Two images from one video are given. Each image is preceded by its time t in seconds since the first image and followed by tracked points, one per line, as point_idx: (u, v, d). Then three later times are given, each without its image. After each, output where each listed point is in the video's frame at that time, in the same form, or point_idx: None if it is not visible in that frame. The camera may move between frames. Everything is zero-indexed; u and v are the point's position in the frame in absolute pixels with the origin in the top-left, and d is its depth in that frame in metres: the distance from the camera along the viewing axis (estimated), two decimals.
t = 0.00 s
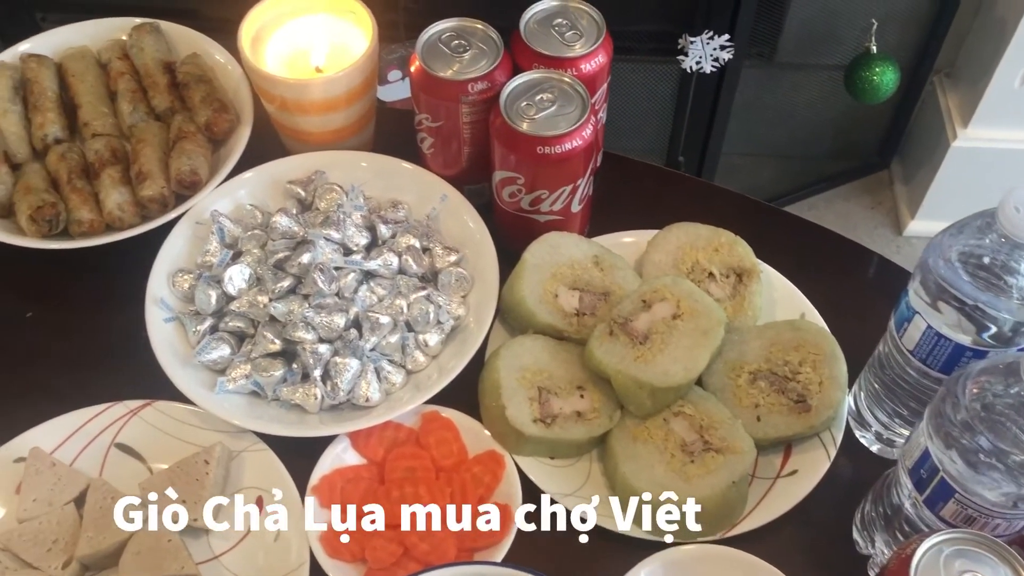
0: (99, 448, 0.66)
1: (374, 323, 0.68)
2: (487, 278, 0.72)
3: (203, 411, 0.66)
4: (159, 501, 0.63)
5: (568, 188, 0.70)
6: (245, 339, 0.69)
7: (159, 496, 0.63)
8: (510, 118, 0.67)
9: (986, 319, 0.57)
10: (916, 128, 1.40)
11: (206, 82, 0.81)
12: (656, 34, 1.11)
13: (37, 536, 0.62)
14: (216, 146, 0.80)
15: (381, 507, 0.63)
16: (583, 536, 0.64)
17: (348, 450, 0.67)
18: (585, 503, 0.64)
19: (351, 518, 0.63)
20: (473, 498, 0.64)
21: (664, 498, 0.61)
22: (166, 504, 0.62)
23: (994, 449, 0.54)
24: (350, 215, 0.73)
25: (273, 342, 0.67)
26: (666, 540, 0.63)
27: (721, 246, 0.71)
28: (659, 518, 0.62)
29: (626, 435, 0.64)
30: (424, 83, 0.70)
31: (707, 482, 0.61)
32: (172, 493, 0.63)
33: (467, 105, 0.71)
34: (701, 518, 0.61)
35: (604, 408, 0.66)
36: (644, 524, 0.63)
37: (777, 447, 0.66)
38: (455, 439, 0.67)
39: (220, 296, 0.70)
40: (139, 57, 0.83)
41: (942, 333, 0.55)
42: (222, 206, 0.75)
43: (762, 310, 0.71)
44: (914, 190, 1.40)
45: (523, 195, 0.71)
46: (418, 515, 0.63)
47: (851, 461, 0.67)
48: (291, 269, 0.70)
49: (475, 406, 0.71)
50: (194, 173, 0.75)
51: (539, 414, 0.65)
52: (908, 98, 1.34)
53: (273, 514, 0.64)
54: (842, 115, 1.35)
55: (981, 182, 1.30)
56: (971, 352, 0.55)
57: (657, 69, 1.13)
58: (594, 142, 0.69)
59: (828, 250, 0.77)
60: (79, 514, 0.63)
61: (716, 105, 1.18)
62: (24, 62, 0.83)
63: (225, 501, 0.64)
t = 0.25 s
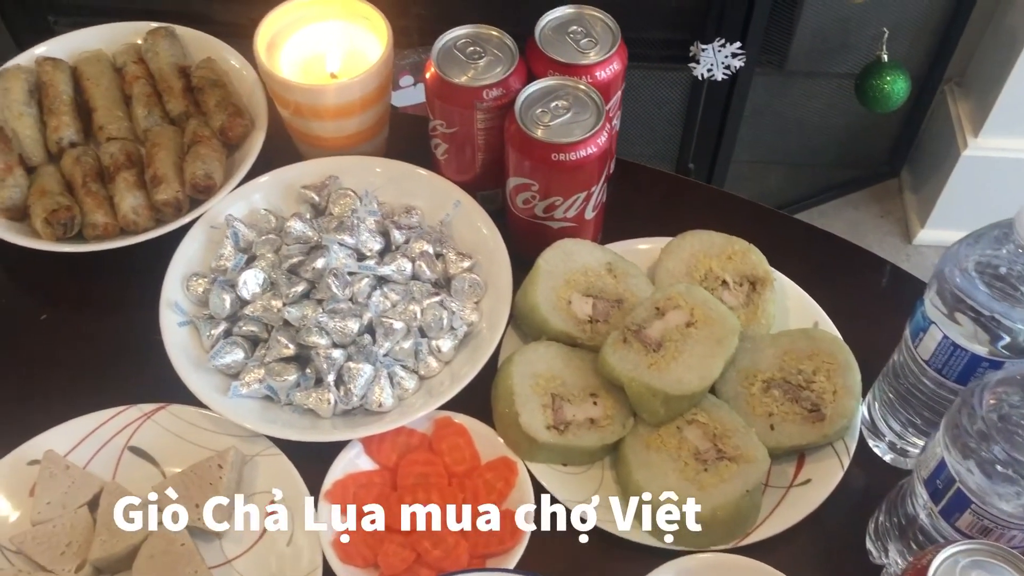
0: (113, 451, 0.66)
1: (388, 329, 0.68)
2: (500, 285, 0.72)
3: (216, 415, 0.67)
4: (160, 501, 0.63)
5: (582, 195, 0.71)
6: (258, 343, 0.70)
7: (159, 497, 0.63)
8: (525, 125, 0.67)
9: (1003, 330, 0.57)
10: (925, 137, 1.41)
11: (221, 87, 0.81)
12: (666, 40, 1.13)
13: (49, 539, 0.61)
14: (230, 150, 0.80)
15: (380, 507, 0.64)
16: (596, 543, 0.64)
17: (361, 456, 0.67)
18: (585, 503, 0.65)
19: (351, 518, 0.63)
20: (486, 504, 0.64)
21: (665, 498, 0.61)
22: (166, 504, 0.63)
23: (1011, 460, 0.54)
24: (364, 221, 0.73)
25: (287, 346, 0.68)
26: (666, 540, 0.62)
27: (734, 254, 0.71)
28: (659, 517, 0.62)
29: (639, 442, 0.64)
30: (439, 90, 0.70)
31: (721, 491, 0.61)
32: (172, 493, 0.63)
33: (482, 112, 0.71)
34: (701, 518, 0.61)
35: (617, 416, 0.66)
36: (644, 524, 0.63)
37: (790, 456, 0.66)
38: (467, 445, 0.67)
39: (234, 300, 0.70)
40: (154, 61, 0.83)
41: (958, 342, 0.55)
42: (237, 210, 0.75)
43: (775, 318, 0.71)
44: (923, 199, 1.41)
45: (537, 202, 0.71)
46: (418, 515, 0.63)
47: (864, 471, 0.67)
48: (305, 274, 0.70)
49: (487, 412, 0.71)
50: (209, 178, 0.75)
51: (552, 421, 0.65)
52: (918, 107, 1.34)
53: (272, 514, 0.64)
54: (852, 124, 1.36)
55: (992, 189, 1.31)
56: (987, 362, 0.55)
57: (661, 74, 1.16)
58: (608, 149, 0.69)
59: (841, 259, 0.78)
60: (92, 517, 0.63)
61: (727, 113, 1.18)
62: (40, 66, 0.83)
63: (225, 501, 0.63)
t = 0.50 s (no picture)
0: (125, 457, 0.66)
1: (401, 338, 0.68)
2: (514, 295, 0.71)
3: (230, 422, 0.67)
4: (159, 503, 0.64)
5: (597, 206, 0.71)
6: (272, 351, 0.70)
7: (159, 497, 0.64)
8: (541, 135, 0.67)
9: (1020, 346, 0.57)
10: (936, 149, 1.41)
11: (237, 94, 0.81)
12: (680, 50, 1.14)
13: (62, 546, 0.61)
14: (245, 157, 0.80)
15: (380, 507, 0.64)
16: (609, 555, 0.65)
17: (374, 465, 0.67)
18: (585, 504, 0.65)
19: (351, 519, 0.63)
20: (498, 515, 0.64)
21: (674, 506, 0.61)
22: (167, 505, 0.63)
23: None
24: (378, 229, 0.73)
25: (301, 354, 0.68)
26: (667, 541, 0.62)
27: (749, 266, 0.71)
28: (659, 518, 0.62)
29: (653, 454, 0.64)
30: (455, 100, 0.70)
31: (734, 504, 0.61)
32: (171, 493, 0.65)
33: (497, 122, 0.71)
34: (709, 525, 0.61)
35: (630, 428, 0.65)
36: (645, 524, 0.64)
37: (803, 470, 0.66)
38: (480, 455, 0.67)
39: (248, 308, 0.70)
40: (170, 68, 0.84)
41: (975, 358, 0.55)
42: (251, 217, 0.75)
43: (790, 331, 0.71)
44: (934, 211, 1.41)
45: (552, 212, 0.71)
46: (415, 514, 0.64)
47: (878, 485, 0.67)
48: (319, 282, 0.70)
49: (500, 422, 0.71)
50: (223, 185, 0.75)
51: (565, 432, 0.65)
52: (929, 119, 1.34)
53: (273, 514, 0.64)
54: (863, 136, 1.36)
55: (1005, 202, 1.31)
56: (1004, 379, 0.55)
57: (672, 85, 1.16)
58: (623, 161, 0.69)
59: (855, 272, 0.78)
60: (104, 523, 0.63)
61: (739, 124, 1.19)
62: (56, 71, 0.83)
63: (225, 501, 0.63)
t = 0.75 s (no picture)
0: (134, 461, 0.66)
1: (411, 343, 0.68)
2: (524, 301, 0.71)
3: (238, 426, 0.67)
4: (159, 503, 0.64)
5: (607, 213, 0.70)
6: (281, 355, 0.70)
7: (159, 497, 0.65)
8: (552, 142, 0.67)
9: None
10: (944, 157, 1.41)
11: (248, 99, 0.81)
12: (689, 57, 1.14)
13: (70, 550, 0.61)
14: (255, 161, 0.80)
15: (381, 508, 0.64)
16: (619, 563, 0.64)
17: (382, 470, 0.66)
18: (585, 503, 0.65)
19: (351, 519, 0.63)
20: (508, 522, 0.64)
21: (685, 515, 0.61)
22: (166, 505, 0.64)
23: None
24: (388, 234, 0.73)
25: (310, 359, 0.68)
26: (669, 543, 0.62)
27: (759, 274, 0.71)
28: (659, 518, 0.62)
29: (663, 462, 0.64)
30: (466, 105, 0.70)
31: (745, 513, 0.61)
32: (171, 493, 0.65)
33: (508, 128, 0.71)
34: (719, 534, 0.60)
35: (640, 435, 0.65)
36: (645, 524, 0.64)
37: (813, 479, 0.66)
38: (489, 461, 0.67)
39: (258, 312, 0.70)
40: (181, 72, 0.84)
41: (988, 368, 0.55)
42: (262, 221, 0.75)
43: (800, 339, 0.71)
44: (941, 219, 1.41)
45: (562, 219, 0.71)
46: (415, 514, 0.64)
47: (889, 496, 0.67)
48: (329, 287, 0.70)
49: (508, 429, 0.70)
50: (233, 189, 0.75)
51: (575, 439, 0.65)
52: (937, 128, 1.35)
53: (272, 514, 0.64)
54: (870, 143, 1.36)
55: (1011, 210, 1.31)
56: (1017, 390, 0.55)
57: (680, 90, 1.17)
58: (635, 168, 0.69)
59: (865, 281, 0.78)
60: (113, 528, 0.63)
61: (747, 131, 1.19)
62: (66, 74, 0.83)
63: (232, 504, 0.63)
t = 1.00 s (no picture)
0: (147, 463, 0.66)
1: (424, 347, 0.68)
2: (537, 305, 0.71)
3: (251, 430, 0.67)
4: (160, 503, 0.64)
5: (621, 219, 0.70)
6: (294, 359, 0.69)
7: (161, 497, 0.65)
8: (567, 146, 0.67)
9: None
10: (952, 163, 1.41)
11: (260, 101, 0.81)
12: (700, 61, 1.14)
13: (84, 552, 0.61)
14: (268, 164, 0.80)
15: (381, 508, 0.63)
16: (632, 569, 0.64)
17: (395, 475, 0.66)
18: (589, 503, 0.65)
19: (352, 518, 0.63)
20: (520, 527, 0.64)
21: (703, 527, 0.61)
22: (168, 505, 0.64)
23: None
24: (401, 238, 0.73)
25: (324, 363, 0.67)
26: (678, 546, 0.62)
27: (773, 280, 0.71)
28: (665, 521, 0.63)
29: (676, 468, 0.64)
30: (480, 109, 0.70)
31: (759, 521, 0.61)
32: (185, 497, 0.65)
33: (523, 132, 0.71)
34: (733, 541, 0.60)
35: (654, 441, 0.65)
36: (652, 526, 0.64)
37: (827, 487, 0.65)
38: (502, 467, 0.67)
39: (271, 315, 0.70)
40: (194, 73, 0.84)
41: (1005, 377, 0.55)
42: (275, 224, 0.75)
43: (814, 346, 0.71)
44: (950, 225, 1.41)
45: (576, 224, 0.71)
46: (421, 515, 0.64)
47: (903, 504, 0.66)
48: (342, 290, 0.70)
49: (521, 434, 0.70)
50: (247, 192, 0.75)
51: (589, 445, 0.65)
52: (946, 134, 1.35)
53: (272, 514, 0.64)
54: (879, 149, 1.36)
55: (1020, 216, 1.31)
56: None
57: (690, 94, 1.16)
58: (649, 173, 0.69)
59: (878, 288, 0.77)
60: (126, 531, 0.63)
61: (757, 135, 1.19)
62: (79, 75, 0.83)
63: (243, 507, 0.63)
